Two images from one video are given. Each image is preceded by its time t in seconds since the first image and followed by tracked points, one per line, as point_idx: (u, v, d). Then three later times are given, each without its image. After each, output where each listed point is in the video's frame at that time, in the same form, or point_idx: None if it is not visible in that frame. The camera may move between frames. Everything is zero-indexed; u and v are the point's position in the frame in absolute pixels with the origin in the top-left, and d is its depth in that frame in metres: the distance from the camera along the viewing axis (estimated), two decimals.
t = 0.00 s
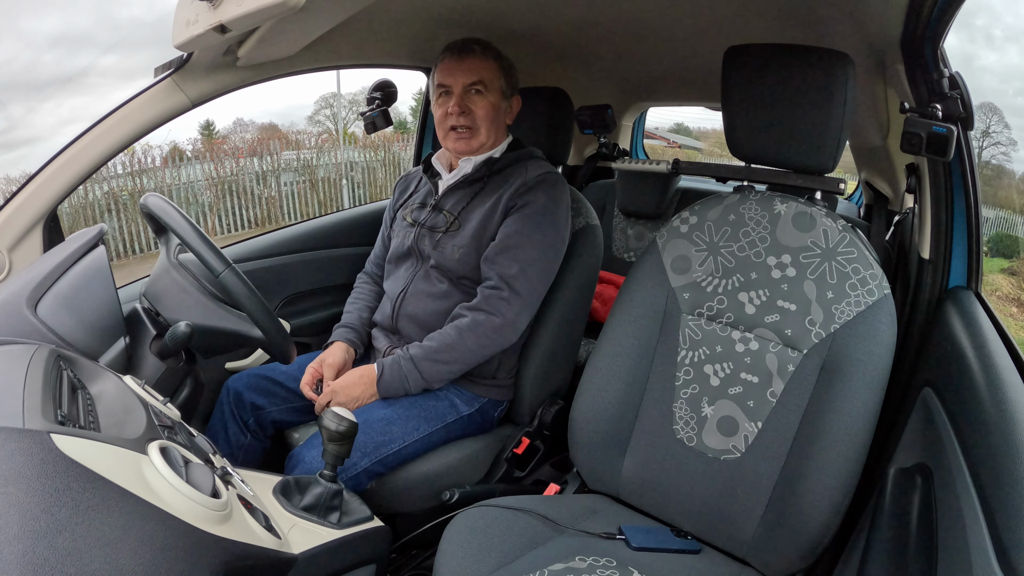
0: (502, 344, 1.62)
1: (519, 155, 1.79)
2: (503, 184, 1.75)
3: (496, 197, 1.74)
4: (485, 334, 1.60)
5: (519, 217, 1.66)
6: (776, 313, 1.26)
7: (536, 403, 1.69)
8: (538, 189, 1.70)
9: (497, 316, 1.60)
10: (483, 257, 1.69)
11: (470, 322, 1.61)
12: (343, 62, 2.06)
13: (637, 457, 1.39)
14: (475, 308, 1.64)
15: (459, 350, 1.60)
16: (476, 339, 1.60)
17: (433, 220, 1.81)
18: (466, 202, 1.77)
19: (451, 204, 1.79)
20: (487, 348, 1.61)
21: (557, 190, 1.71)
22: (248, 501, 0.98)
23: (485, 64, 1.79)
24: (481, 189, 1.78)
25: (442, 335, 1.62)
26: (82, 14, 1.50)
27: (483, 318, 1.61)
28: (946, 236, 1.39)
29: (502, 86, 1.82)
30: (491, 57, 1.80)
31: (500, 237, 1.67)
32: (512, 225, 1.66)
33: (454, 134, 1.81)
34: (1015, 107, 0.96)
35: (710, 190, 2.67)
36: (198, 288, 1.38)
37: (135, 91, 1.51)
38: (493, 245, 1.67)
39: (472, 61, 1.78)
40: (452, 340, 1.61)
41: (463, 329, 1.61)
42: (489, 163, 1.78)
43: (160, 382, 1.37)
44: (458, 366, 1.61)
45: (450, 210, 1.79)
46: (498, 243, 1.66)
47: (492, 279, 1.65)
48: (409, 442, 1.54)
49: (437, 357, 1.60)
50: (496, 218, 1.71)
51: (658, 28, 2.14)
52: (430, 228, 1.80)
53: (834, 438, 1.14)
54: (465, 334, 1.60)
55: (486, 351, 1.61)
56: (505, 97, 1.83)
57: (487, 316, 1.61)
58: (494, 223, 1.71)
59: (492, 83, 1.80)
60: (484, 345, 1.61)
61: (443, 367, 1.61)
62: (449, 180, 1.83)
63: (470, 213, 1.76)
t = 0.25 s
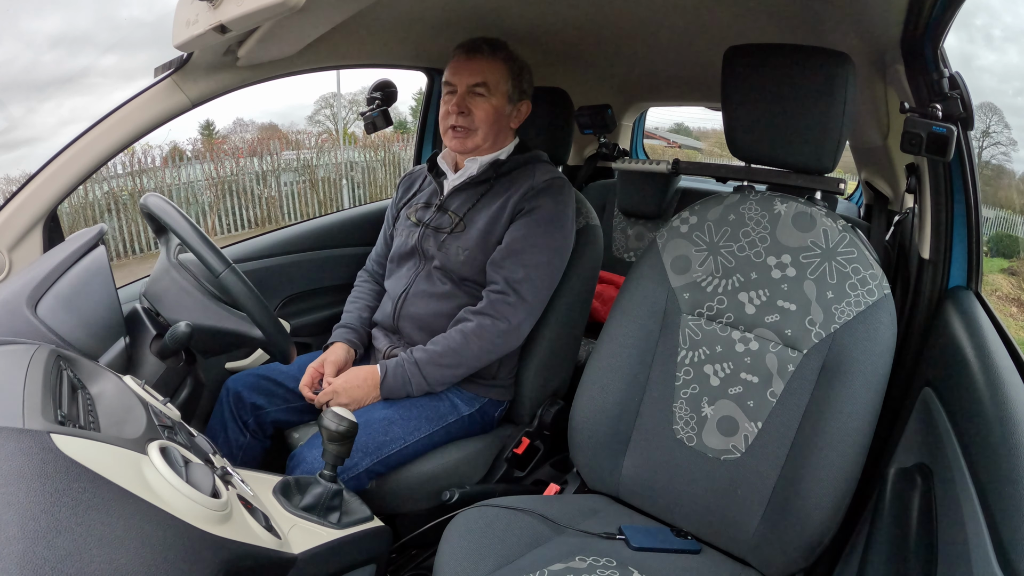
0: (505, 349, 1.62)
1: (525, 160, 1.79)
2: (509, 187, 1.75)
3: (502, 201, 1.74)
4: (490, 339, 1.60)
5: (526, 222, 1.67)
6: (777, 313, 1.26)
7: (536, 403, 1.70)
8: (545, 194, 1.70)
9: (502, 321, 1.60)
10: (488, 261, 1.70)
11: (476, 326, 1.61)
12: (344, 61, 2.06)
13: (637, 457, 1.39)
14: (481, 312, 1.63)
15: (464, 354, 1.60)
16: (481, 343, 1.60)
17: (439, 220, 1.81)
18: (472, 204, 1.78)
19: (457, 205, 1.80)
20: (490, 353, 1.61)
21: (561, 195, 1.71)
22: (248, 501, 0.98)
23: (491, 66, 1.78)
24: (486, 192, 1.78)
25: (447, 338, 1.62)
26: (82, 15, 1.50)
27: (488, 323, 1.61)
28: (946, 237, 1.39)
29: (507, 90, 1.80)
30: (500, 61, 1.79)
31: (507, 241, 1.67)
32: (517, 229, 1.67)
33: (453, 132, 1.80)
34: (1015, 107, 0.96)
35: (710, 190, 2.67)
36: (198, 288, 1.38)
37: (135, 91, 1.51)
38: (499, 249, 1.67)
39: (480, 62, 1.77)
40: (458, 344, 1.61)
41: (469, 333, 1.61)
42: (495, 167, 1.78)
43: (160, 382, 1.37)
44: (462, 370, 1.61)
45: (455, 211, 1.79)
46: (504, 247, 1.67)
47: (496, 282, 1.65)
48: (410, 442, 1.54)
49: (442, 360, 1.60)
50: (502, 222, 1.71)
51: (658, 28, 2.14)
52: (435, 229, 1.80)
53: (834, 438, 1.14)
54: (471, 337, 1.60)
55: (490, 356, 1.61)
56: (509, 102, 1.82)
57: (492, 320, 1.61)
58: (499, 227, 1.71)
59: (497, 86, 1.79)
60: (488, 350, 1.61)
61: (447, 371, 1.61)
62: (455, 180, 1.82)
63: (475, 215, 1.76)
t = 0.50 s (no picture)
0: (506, 349, 1.62)
1: (525, 160, 1.78)
2: (509, 187, 1.75)
3: (502, 201, 1.74)
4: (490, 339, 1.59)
5: (526, 222, 1.67)
6: (777, 313, 1.26)
7: (536, 403, 1.69)
8: (545, 194, 1.70)
9: (501, 321, 1.60)
10: (489, 262, 1.70)
11: (476, 327, 1.61)
12: (344, 61, 2.05)
13: (637, 457, 1.39)
14: (481, 312, 1.63)
15: (463, 354, 1.60)
16: (481, 344, 1.60)
17: (439, 220, 1.81)
18: (473, 204, 1.78)
19: (457, 205, 1.80)
20: (491, 353, 1.61)
21: (561, 194, 1.71)
22: (248, 501, 0.98)
23: (480, 67, 1.77)
24: (488, 192, 1.78)
25: (446, 340, 1.62)
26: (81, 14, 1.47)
27: (488, 323, 1.61)
28: (946, 236, 1.39)
29: (497, 92, 1.79)
30: (490, 62, 1.78)
31: (507, 241, 1.67)
32: (518, 229, 1.67)
33: (441, 132, 1.82)
34: (1015, 107, 0.96)
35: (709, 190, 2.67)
36: (198, 289, 1.38)
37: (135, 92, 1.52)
38: (500, 250, 1.67)
39: (468, 64, 1.77)
40: (457, 345, 1.61)
41: (468, 334, 1.61)
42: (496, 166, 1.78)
43: (160, 382, 1.37)
44: (462, 370, 1.61)
45: (456, 211, 1.79)
46: (506, 247, 1.67)
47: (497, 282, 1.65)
48: (410, 442, 1.54)
49: (441, 361, 1.60)
50: (502, 222, 1.71)
51: (658, 28, 2.14)
52: (435, 229, 1.80)
53: (834, 437, 1.14)
54: (470, 338, 1.60)
55: (490, 356, 1.61)
56: (498, 105, 1.79)
57: (493, 320, 1.61)
58: (500, 227, 1.71)
59: (485, 88, 1.78)
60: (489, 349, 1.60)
61: (446, 372, 1.61)
62: (455, 180, 1.82)
63: (475, 214, 1.76)
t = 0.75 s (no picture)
0: (506, 348, 1.62)
1: (525, 160, 1.78)
2: (509, 187, 1.75)
3: (502, 201, 1.74)
4: (490, 338, 1.59)
5: (526, 222, 1.67)
6: (776, 313, 1.26)
7: (536, 403, 1.69)
8: (545, 194, 1.70)
9: (501, 320, 1.60)
10: (489, 261, 1.70)
11: (476, 327, 1.61)
12: (344, 61, 2.05)
13: (637, 457, 1.39)
14: (481, 312, 1.63)
15: (463, 354, 1.60)
16: (480, 344, 1.60)
17: (439, 220, 1.81)
18: (472, 203, 1.78)
19: (457, 204, 1.80)
20: (491, 353, 1.61)
21: (561, 194, 1.71)
22: (248, 501, 0.98)
23: (479, 67, 1.77)
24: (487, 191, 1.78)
25: (446, 340, 1.62)
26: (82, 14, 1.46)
27: (488, 323, 1.61)
28: (946, 235, 1.39)
29: (496, 91, 1.79)
30: (489, 62, 1.78)
31: (506, 241, 1.67)
32: (517, 229, 1.67)
33: (442, 133, 1.81)
34: (1015, 107, 0.95)
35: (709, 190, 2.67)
36: (198, 289, 1.38)
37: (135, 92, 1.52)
38: (499, 248, 1.68)
39: (467, 64, 1.77)
40: (457, 344, 1.61)
41: (468, 333, 1.61)
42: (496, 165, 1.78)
43: (159, 382, 1.37)
44: (462, 369, 1.61)
45: (455, 209, 1.79)
46: (505, 247, 1.66)
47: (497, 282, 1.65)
48: (410, 442, 1.54)
49: (441, 360, 1.60)
50: (502, 222, 1.71)
51: (658, 28, 2.14)
52: (434, 228, 1.80)
53: (833, 437, 1.14)
54: (469, 338, 1.60)
55: (489, 356, 1.61)
56: (498, 104, 1.80)
57: (492, 320, 1.61)
58: (500, 226, 1.71)
59: (484, 87, 1.78)
60: (489, 349, 1.60)
61: (446, 371, 1.61)
62: (454, 179, 1.82)
63: (475, 213, 1.76)
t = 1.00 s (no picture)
0: (506, 348, 1.62)
1: (526, 160, 1.78)
2: (508, 187, 1.75)
3: (502, 201, 1.74)
4: (490, 338, 1.59)
5: (526, 222, 1.67)
6: (777, 313, 1.26)
7: (536, 403, 1.69)
8: (545, 194, 1.70)
9: (501, 320, 1.60)
10: (489, 261, 1.70)
11: (476, 326, 1.61)
12: (344, 61, 2.05)
13: (637, 457, 1.39)
14: (480, 311, 1.63)
15: (463, 354, 1.60)
16: (480, 344, 1.60)
17: (439, 220, 1.81)
18: (472, 203, 1.78)
19: (457, 204, 1.80)
20: (491, 353, 1.61)
21: (561, 194, 1.71)
22: (248, 501, 0.98)
23: (489, 58, 1.81)
24: (487, 191, 1.78)
25: (446, 339, 1.62)
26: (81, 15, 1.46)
27: (488, 323, 1.61)
28: (946, 235, 1.39)
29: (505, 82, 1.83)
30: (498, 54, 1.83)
31: (507, 241, 1.67)
32: (517, 229, 1.67)
33: (453, 122, 1.80)
34: (1015, 107, 0.95)
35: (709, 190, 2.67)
36: (198, 289, 1.38)
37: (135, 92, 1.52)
38: (500, 248, 1.68)
39: (478, 54, 1.81)
40: (457, 344, 1.61)
41: (468, 332, 1.61)
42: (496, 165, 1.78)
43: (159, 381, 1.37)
44: (462, 369, 1.61)
45: (455, 210, 1.79)
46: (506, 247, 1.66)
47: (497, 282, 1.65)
48: (410, 442, 1.54)
49: (441, 360, 1.60)
50: (502, 222, 1.71)
51: (658, 28, 2.14)
52: (434, 229, 1.80)
53: (833, 437, 1.14)
54: (469, 338, 1.60)
55: (489, 356, 1.61)
56: (506, 95, 1.84)
57: (492, 320, 1.61)
58: (501, 226, 1.72)
59: (495, 77, 1.81)
60: (489, 349, 1.60)
61: (446, 371, 1.61)
62: (455, 180, 1.83)
63: (475, 213, 1.76)
